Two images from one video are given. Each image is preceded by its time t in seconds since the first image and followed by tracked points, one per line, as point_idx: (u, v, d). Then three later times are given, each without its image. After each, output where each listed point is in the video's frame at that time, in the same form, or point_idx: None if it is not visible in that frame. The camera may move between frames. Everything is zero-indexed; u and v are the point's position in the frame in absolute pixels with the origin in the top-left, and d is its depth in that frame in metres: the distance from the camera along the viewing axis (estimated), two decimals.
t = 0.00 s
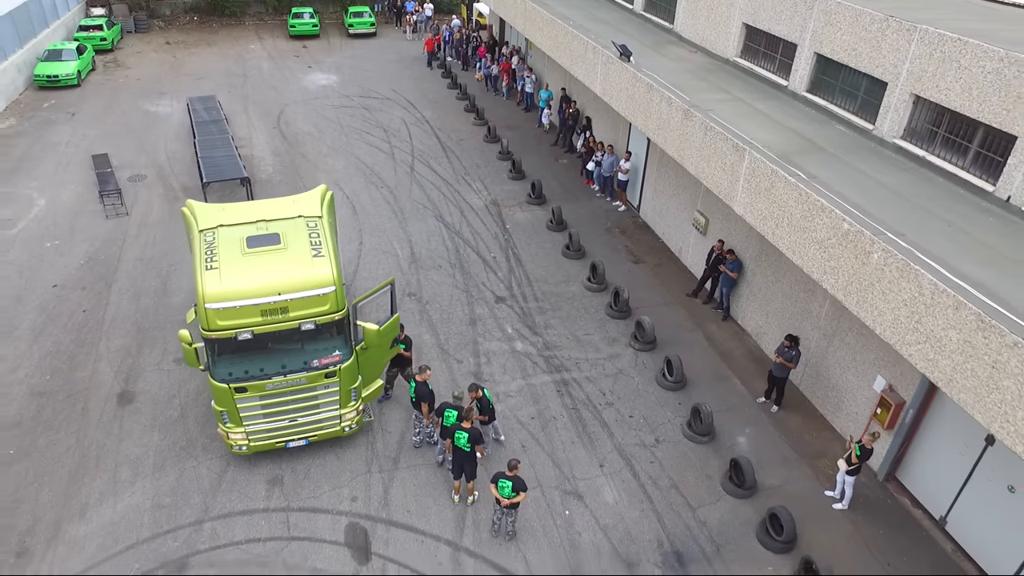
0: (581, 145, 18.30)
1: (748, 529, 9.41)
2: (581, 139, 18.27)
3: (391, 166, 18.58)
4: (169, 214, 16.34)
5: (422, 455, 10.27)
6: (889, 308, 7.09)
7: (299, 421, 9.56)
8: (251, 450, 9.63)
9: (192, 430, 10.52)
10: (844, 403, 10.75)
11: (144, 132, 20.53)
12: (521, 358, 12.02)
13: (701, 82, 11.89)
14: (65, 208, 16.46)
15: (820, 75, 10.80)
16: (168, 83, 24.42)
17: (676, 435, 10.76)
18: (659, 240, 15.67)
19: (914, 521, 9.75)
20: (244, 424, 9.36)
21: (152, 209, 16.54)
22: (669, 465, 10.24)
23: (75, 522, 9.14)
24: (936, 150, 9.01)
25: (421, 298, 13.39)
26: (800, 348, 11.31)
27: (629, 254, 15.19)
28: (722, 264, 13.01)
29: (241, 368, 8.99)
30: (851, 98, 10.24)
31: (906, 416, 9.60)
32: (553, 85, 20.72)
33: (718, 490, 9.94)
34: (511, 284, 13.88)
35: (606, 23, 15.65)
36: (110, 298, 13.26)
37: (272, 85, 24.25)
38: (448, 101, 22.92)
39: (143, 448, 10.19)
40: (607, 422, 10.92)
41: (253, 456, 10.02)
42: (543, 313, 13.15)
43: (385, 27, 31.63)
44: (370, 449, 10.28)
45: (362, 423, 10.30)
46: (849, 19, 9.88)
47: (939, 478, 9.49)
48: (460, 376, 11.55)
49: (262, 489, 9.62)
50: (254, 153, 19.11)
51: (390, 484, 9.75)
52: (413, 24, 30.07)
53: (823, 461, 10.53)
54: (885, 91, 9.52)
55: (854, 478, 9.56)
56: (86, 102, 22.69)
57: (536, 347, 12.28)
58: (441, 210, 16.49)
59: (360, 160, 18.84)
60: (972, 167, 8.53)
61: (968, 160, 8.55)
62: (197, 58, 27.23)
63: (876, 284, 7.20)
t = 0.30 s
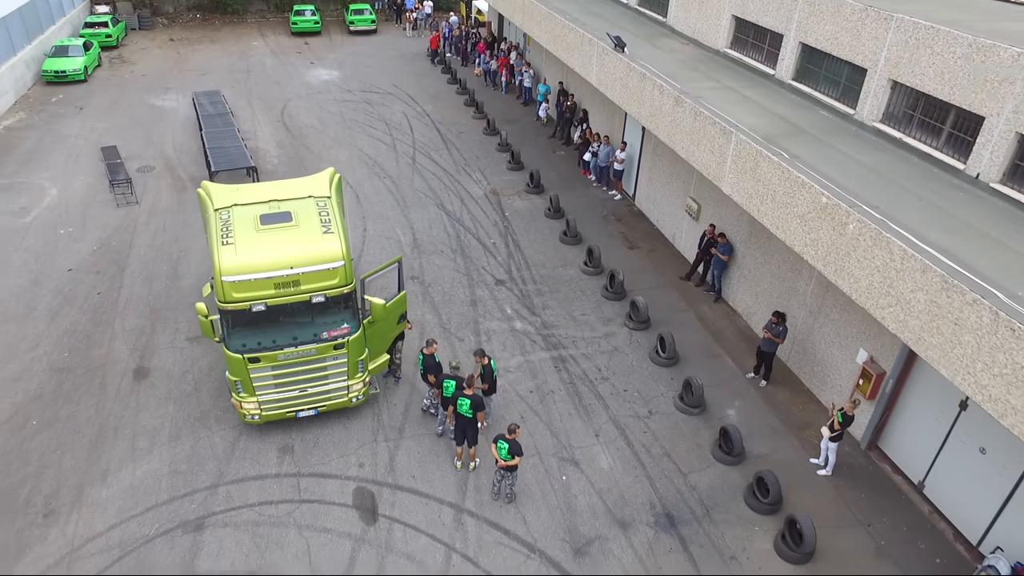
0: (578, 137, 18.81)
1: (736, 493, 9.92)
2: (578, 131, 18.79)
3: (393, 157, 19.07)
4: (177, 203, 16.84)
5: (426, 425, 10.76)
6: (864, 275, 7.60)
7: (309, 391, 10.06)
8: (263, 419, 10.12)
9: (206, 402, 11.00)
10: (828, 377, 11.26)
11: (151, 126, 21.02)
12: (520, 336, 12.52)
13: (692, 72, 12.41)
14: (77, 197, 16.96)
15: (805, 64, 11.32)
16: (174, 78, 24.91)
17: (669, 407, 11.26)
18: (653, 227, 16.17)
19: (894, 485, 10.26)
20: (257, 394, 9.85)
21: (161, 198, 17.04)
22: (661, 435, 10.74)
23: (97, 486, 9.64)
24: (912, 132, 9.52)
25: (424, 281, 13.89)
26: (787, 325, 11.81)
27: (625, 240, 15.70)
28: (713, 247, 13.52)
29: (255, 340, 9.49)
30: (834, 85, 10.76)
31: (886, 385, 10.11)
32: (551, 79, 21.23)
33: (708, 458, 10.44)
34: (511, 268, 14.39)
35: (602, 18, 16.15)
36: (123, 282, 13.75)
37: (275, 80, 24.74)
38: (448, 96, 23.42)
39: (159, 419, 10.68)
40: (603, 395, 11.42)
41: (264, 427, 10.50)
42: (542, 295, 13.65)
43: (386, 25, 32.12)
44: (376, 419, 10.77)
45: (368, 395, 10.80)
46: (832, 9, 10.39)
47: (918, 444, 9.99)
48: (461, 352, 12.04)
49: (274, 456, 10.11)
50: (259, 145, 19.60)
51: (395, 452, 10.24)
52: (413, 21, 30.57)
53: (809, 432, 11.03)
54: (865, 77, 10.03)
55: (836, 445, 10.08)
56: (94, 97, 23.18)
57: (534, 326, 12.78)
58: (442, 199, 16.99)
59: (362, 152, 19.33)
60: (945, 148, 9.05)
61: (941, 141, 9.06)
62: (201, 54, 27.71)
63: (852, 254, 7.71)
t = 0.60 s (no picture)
0: (574, 128, 19.39)
1: (722, 455, 10.49)
2: (574, 123, 19.38)
3: (395, 148, 19.63)
4: (185, 191, 17.39)
5: (428, 395, 11.31)
6: (836, 242, 8.19)
7: (317, 361, 10.61)
8: (273, 387, 10.67)
9: (218, 374, 11.56)
10: (811, 349, 11.83)
11: (158, 118, 21.57)
12: (518, 314, 13.08)
13: (681, 60, 12.99)
14: (88, 186, 17.51)
15: (788, 52, 11.91)
16: (178, 73, 25.46)
17: (659, 378, 11.83)
18: (646, 214, 16.75)
19: (872, 449, 10.84)
20: (268, 363, 10.40)
21: (169, 186, 17.60)
22: (652, 403, 11.31)
23: (118, 449, 10.23)
24: (886, 113, 10.10)
25: (425, 263, 14.46)
26: (772, 301, 12.38)
27: (618, 225, 16.27)
28: (703, 230, 14.09)
29: (267, 311, 10.05)
30: (814, 72, 11.34)
31: (864, 354, 10.69)
32: (547, 73, 21.81)
33: (695, 424, 11.01)
34: (508, 251, 14.95)
35: (597, 11, 16.72)
36: (135, 265, 14.32)
37: (278, 75, 25.29)
38: (447, 89, 23.99)
39: (175, 389, 11.24)
40: (596, 368, 11.99)
41: (274, 395, 11.06)
42: (538, 276, 14.21)
43: (386, 22, 32.69)
44: (380, 389, 11.33)
45: (373, 366, 11.36)
46: None
47: (894, 410, 10.56)
48: (461, 328, 12.59)
49: (284, 423, 10.66)
50: (263, 137, 20.16)
51: (399, 418, 10.80)
52: (413, 18, 31.15)
53: (792, 401, 11.60)
54: (842, 63, 10.61)
55: (817, 411, 10.65)
56: (101, 91, 23.72)
57: (531, 305, 13.35)
58: (442, 187, 17.56)
59: (364, 143, 19.89)
60: (915, 127, 9.62)
61: (912, 121, 9.64)
62: (205, 50, 28.25)
63: (825, 223, 8.29)
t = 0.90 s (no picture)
0: (570, 118, 20.01)
1: (707, 418, 11.12)
2: (571, 113, 20.02)
3: (397, 137, 20.27)
4: (195, 178, 18.03)
5: (430, 363, 11.93)
6: (810, 210, 8.84)
7: (325, 329, 11.25)
8: (284, 355, 11.30)
9: (231, 344, 12.20)
10: (793, 320, 12.46)
11: (166, 110, 22.22)
12: (515, 290, 13.71)
13: (670, 48, 13.63)
14: (100, 173, 18.16)
15: (771, 39, 12.55)
16: (185, 67, 26.10)
17: (649, 349, 12.46)
18: (640, 199, 17.38)
19: (850, 413, 11.47)
20: (279, 330, 11.03)
21: (179, 174, 18.24)
22: (642, 372, 11.93)
23: (138, 412, 10.88)
24: (861, 95, 10.75)
25: (426, 244, 15.08)
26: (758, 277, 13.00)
27: (613, 209, 16.90)
28: (693, 212, 14.72)
29: (278, 281, 10.71)
30: (795, 57, 11.99)
31: (843, 323, 11.30)
32: (545, 66, 22.46)
33: (683, 390, 11.65)
34: (507, 233, 15.59)
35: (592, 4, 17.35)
36: (149, 246, 14.96)
37: (282, 69, 25.94)
38: (447, 83, 24.63)
39: (190, 358, 11.88)
40: (590, 339, 12.62)
41: (284, 363, 11.69)
42: (535, 256, 14.84)
43: (387, 18, 33.33)
44: (385, 358, 11.95)
45: (378, 336, 12.00)
46: None
47: (870, 375, 11.18)
48: (461, 303, 13.22)
49: (294, 387, 11.29)
50: (269, 127, 20.79)
51: (403, 384, 11.43)
52: (414, 14, 31.80)
53: (775, 369, 12.23)
54: (820, 48, 11.26)
55: (798, 376, 11.27)
56: (110, 84, 24.37)
57: (528, 282, 13.98)
58: (443, 174, 18.19)
59: (367, 132, 20.52)
60: (887, 107, 10.26)
61: (884, 101, 10.29)
62: (210, 45, 28.90)
63: (800, 193, 8.93)
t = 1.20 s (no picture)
0: (566, 108, 20.70)
1: (693, 381, 11.80)
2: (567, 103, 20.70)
3: (399, 126, 20.95)
4: (204, 165, 18.72)
5: (431, 332, 12.60)
6: (784, 180, 9.53)
7: (333, 299, 11.94)
8: (294, 323, 11.99)
9: (243, 315, 12.89)
10: (776, 293, 13.14)
11: (175, 101, 22.92)
12: (513, 267, 14.39)
13: (660, 36, 14.32)
14: (113, 160, 18.86)
15: (755, 27, 13.24)
16: (192, 61, 26.80)
17: (639, 320, 13.14)
18: (633, 184, 18.06)
19: (829, 378, 12.14)
20: (290, 299, 11.71)
21: (189, 160, 18.94)
22: (632, 340, 12.61)
23: (156, 375, 11.59)
24: (836, 77, 11.43)
25: (428, 225, 15.76)
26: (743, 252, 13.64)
27: (607, 193, 17.58)
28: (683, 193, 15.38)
29: (289, 252, 11.40)
30: (777, 43, 12.68)
31: (821, 293, 11.97)
32: (542, 58, 23.16)
33: (671, 357, 12.32)
34: (504, 215, 16.27)
35: None
36: (162, 226, 15.66)
37: (287, 62, 26.63)
38: (447, 75, 25.31)
39: (205, 327, 12.58)
40: (583, 311, 13.30)
41: (294, 331, 12.36)
42: (532, 235, 15.53)
43: (388, 14, 34.03)
44: (389, 327, 12.64)
45: (382, 306, 12.69)
46: None
47: (847, 341, 11.86)
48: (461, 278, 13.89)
49: (304, 353, 11.98)
50: (275, 117, 21.48)
51: (406, 350, 12.11)
52: (414, 10, 32.49)
53: (758, 338, 12.90)
54: (799, 33, 11.95)
55: (780, 342, 11.94)
56: (119, 77, 25.08)
57: (525, 259, 14.65)
58: (444, 160, 18.87)
59: (369, 122, 21.20)
60: (860, 87, 10.94)
61: (857, 81, 10.97)
62: (216, 40, 29.59)
63: (776, 163, 9.63)
